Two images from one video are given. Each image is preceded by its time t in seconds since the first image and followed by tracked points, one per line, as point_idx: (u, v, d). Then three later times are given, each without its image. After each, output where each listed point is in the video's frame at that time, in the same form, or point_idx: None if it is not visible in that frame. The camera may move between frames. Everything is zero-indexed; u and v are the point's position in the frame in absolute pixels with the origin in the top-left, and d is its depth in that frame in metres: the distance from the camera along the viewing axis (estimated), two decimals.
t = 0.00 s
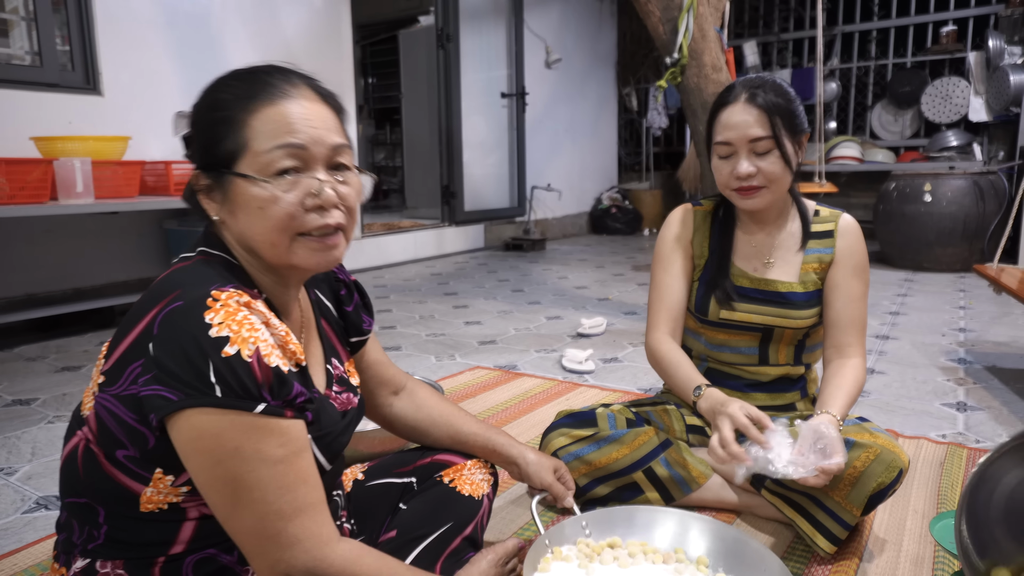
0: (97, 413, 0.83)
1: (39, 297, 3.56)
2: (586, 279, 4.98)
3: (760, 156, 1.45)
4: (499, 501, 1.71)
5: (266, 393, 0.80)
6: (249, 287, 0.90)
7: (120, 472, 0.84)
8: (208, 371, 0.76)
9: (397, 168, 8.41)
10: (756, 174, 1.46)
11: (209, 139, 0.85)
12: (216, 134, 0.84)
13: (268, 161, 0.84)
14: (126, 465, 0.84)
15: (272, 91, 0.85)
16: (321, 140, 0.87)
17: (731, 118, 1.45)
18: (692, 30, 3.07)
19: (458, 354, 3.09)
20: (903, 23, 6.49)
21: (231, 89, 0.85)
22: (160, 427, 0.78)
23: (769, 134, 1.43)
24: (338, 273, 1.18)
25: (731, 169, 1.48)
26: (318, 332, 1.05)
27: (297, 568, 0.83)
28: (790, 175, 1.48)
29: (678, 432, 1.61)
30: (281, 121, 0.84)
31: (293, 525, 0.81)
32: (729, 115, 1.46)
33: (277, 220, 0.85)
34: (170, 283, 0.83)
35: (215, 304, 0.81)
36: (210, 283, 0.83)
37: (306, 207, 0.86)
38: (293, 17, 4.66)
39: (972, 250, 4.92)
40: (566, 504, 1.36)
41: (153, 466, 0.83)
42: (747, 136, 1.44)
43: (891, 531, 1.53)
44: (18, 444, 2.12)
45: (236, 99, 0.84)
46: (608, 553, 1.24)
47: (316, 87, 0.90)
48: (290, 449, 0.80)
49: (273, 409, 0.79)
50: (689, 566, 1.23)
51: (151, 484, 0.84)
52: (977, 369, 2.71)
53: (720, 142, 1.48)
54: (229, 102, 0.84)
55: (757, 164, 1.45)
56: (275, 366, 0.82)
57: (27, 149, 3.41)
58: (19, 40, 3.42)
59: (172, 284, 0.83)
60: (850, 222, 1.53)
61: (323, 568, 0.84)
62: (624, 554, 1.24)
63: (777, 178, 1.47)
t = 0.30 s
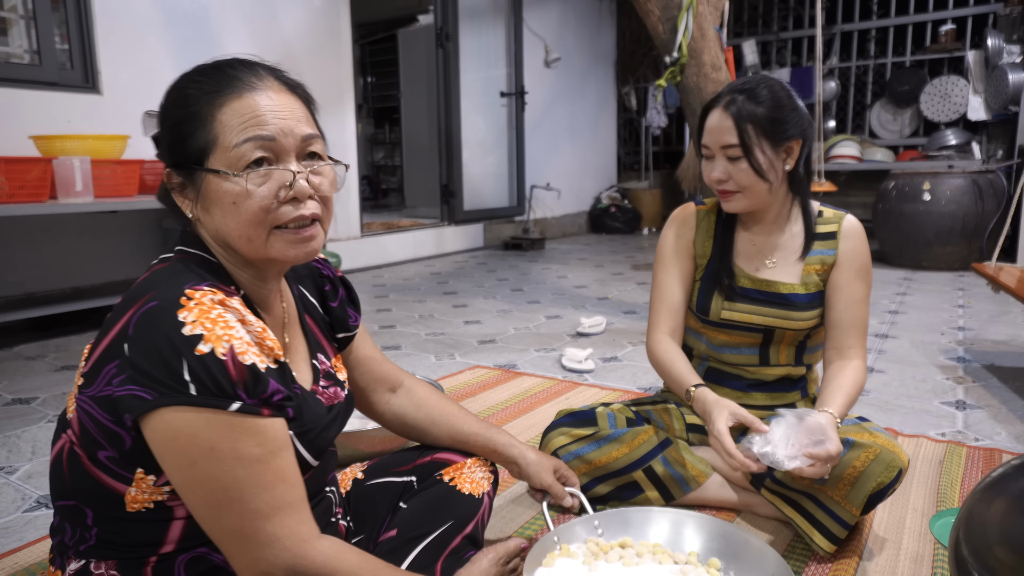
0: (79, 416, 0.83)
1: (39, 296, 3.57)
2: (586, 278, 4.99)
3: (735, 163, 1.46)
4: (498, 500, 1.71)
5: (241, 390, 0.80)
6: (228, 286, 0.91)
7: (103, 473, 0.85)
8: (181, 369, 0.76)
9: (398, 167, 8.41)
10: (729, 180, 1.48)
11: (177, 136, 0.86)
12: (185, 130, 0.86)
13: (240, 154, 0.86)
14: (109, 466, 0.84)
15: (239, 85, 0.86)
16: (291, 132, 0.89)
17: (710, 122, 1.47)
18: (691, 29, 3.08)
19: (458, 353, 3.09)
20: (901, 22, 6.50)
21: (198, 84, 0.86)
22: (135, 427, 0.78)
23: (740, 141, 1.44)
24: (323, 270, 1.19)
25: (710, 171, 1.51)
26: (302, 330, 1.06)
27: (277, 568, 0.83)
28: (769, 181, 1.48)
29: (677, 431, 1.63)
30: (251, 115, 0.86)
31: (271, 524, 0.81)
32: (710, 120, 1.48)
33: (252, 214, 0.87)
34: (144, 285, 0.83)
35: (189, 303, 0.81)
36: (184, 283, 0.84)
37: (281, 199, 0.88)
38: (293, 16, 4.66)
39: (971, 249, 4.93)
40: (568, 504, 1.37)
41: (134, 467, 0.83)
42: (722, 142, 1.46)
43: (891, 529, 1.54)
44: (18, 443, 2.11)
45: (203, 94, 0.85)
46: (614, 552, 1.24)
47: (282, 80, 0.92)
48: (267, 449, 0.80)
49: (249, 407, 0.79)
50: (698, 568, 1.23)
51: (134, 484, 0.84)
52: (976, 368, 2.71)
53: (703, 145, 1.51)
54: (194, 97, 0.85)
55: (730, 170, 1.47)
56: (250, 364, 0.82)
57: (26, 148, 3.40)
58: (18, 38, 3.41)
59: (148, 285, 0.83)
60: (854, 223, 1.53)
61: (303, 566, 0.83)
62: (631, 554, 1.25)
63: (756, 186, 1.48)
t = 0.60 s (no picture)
0: (67, 411, 0.84)
1: (38, 296, 3.57)
2: (584, 277, 4.99)
3: (721, 167, 1.46)
4: (496, 499, 1.71)
5: (222, 381, 0.80)
6: (218, 279, 0.91)
7: (92, 467, 0.85)
8: (164, 359, 0.77)
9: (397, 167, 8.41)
10: (718, 185, 1.48)
11: (183, 132, 0.86)
12: (196, 126, 0.85)
13: (254, 148, 0.87)
14: (97, 460, 0.85)
15: (243, 82, 0.87)
16: (300, 128, 0.91)
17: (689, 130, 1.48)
18: (690, 29, 3.07)
19: (456, 352, 3.10)
20: (899, 22, 6.51)
21: (196, 82, 0.85)
22: (119, 418, 0.79)
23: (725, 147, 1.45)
24: (311, 269, 1.19)
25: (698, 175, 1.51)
26: (292, 326, 1.07)
27: (248, 564, 0.81)
28: (758, 185, 1.47)
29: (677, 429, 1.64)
30: (263, 111, 0.87)
31: (244, 518, 0.80)
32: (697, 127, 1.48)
33: (268, 207, 0.88)
34: (132, 279, 0.84)
35: (175, 294, 0.81)
36: (172, 275, 0.84)
37: (295, 191, 0.89)
38: (291, 16, 4.66)
39: (970, 248, 4.93)
40: (561, 503, 1.36)
41: (122, 459, 0.83)
42: (710, 147, 1.46)
43: (888, 528, 1.54)
44: (17, 442, 2.12)
45: (205, 91, 0.85)
46: (613, 551, 1.25)
47: (278, 78, 0.93)
48: (246, 442, 0.80)
49: (229, 399, 0.79)
50: (697, 568, 1.23)
51: (123, 477, 0.84)
52: (974, 367, 2.71)
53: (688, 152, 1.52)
54: (198, 95, 0.85)
55: (718, 175, 1.47)
56: (234, 356, 0.82)
57: (25, 148, 3.40)
58: (16, 38, 3.39)
59: (136, 278, 0.84)
60: (847, 221, 1.53)
61: (275, 561, 0.81)
62: (630, 554, 1.25)
63: (744, 193, 1.49)
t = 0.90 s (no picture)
0: (59, 407, 0.84)
1: (36, 295, 3.57)
2: (584, 277, 4.99)
3: (752, 156, 1.45)
4: (496, 499, 1.71)
5: (220, 369, 0.79)
6: (211, 279, 0.90)
7: (83, 462, 0.86)
8: (158, 351, 0.77)
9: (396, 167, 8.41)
10: (746, 175, 1.46)
11: (241, 133, 0.85)
12: (252, 131, 0.85)
13: (297, 165, 0.88)
14: (88, 455, 0.85)
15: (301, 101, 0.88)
16: (335, 156, 0.93)
17: (722, 118, 1.46)
18: (689, 28, 3.07)
19: (456, 352, 3.10)
20: (899, 22, 6.51)
21: (261, 88, 0.85)
22: (113, 412, 0.79)
23: (760, 134, 1.44)
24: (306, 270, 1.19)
25: (721, 168, 1.48)
26: (285, 326, 1.07)
27: (274, 542, 0.80)
28: (779, 175, 1.49)
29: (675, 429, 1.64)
30: (313, 135, 0.89)
31: (262, 498, 0.79)
32: (720, 116, 1.46)
33: (292, 223, 0.90)
34: (121, 277, 0.84)
35: (165, 289, 0.81)
36: (161, 270, 0.84)
37: (320, 215, 0.91)
38: (289, 14, 4.65)
39: (969, 248, 4.93)
40: (560, 503, 1.35)
41: (113, 453, 0.84)
42: (739, 136, 1.44)
43: (887, 528, 1.54)
44: (16, 442, 2.12)
45: (277, 101, 0.85)
46: (612, 550, 1.25)
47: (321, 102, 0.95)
48: (252, 425, 0.79)
49: (228, 385, 0.79)
50: (696, 567, 1.23)
51: (113, 472, 0.85)
52: (974, 367, 2.71)
53: (710, 142, 1.48)
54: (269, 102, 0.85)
55: (748, 165, 1.46)
56: (228, 344, 0.82)
57: (23, 147, 3.39)
58: (15, 38, 3.38)
59: (126, 275, 0.84)
60: (842, 220, 1.53)
61: (300, 537, 0.81)
62: (629, 553, 1.25)
63: (767, 178, 1.48)
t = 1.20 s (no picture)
0: (67, 402, 0.84)
1: (37, 294, 3.57)
2: (584, 276, 4.98)
3: (783, 153, 1.45)
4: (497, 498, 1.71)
5: (236, 361, 0.80)
6: (221, 278, 0.90)
7: (91, 458, 0.86)
8: (175, 346, 0.77)
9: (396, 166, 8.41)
10: (777, 172, 1.45)
11: (259, 133, 0.85)
12: (269, 132, 0.85)
13: (311, 167, 0.88)
14: (97, 450, 0.85)
15: (318, 108, 0.90)
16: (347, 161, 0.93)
17: (752, 113, 1.44)
18: (690, 27, 3.07)
19: (457, 350, 3.10)
20: (901, 20, 6.51)
21: (278, 90, 0.86)
22: (128, 407, 0.78)
23: (793, 130, 1.43)
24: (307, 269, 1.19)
25: (749, 165, 1.47)
26: (287, 325, 1.07)
27: (295, 531, 0.81)
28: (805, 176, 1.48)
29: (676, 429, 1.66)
30: (327, 138, 0.89)
31: (282, 488, 0.80)
32: (750, 111, 1.45)
33: (304, 224, 0.90)
34: (130, 273, 0.84)
35: (178, 284, 0.82)
36: (172, 267, 0.84)
37: (330, 217, 0.91)
38: (290, 13, 4.64)
39: (970, 247, 4.93)
40: (562, 501, 1.33)
41: (122, 448, 0.83)
42: (772, 133, 1.43)
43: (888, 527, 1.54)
44: (16, 441, 2.12)
45: (294, 105, 0.87)
46: (612, 550, 1.24)
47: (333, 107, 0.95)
48: (270, 415, 0.79)
49: (246, 376, 0.79)
50: (696, 567, 1.22)
51: (122, 467, 0.85)
52: (974, 366, 2.71)
53: (739, 137, 1.46)
54: (286, 105, 0.86)
55: (779, 161, 1.44)
56: (243, 338, 0.82)
57: (23, 146, 3.39)
58: (15, 37, 3.39)
59: (138, 271, 0.84)
60: (854, 222, 1.53)
61: (319, 526, 0.82)
62: (629, 552, 1.25)
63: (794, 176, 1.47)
